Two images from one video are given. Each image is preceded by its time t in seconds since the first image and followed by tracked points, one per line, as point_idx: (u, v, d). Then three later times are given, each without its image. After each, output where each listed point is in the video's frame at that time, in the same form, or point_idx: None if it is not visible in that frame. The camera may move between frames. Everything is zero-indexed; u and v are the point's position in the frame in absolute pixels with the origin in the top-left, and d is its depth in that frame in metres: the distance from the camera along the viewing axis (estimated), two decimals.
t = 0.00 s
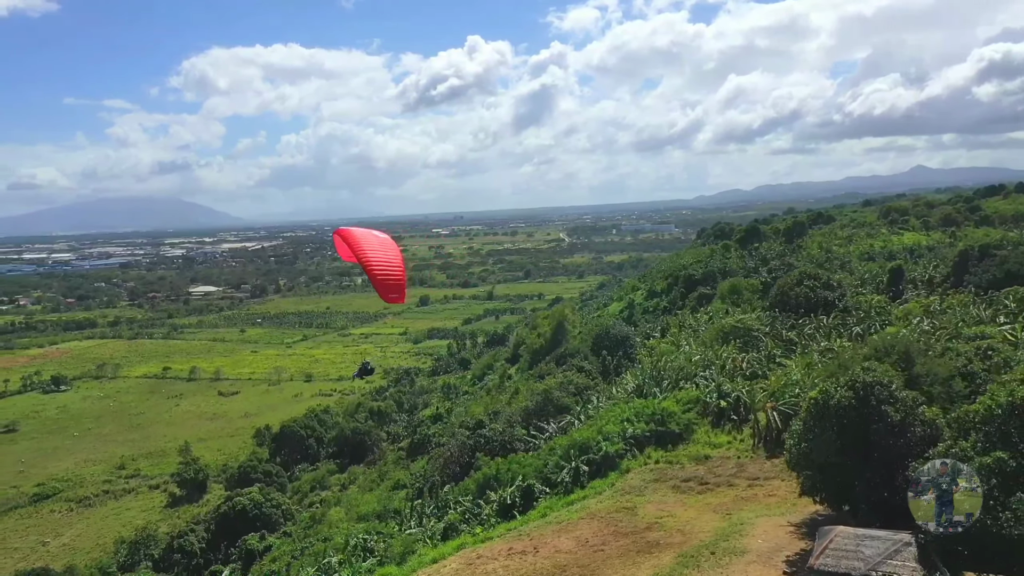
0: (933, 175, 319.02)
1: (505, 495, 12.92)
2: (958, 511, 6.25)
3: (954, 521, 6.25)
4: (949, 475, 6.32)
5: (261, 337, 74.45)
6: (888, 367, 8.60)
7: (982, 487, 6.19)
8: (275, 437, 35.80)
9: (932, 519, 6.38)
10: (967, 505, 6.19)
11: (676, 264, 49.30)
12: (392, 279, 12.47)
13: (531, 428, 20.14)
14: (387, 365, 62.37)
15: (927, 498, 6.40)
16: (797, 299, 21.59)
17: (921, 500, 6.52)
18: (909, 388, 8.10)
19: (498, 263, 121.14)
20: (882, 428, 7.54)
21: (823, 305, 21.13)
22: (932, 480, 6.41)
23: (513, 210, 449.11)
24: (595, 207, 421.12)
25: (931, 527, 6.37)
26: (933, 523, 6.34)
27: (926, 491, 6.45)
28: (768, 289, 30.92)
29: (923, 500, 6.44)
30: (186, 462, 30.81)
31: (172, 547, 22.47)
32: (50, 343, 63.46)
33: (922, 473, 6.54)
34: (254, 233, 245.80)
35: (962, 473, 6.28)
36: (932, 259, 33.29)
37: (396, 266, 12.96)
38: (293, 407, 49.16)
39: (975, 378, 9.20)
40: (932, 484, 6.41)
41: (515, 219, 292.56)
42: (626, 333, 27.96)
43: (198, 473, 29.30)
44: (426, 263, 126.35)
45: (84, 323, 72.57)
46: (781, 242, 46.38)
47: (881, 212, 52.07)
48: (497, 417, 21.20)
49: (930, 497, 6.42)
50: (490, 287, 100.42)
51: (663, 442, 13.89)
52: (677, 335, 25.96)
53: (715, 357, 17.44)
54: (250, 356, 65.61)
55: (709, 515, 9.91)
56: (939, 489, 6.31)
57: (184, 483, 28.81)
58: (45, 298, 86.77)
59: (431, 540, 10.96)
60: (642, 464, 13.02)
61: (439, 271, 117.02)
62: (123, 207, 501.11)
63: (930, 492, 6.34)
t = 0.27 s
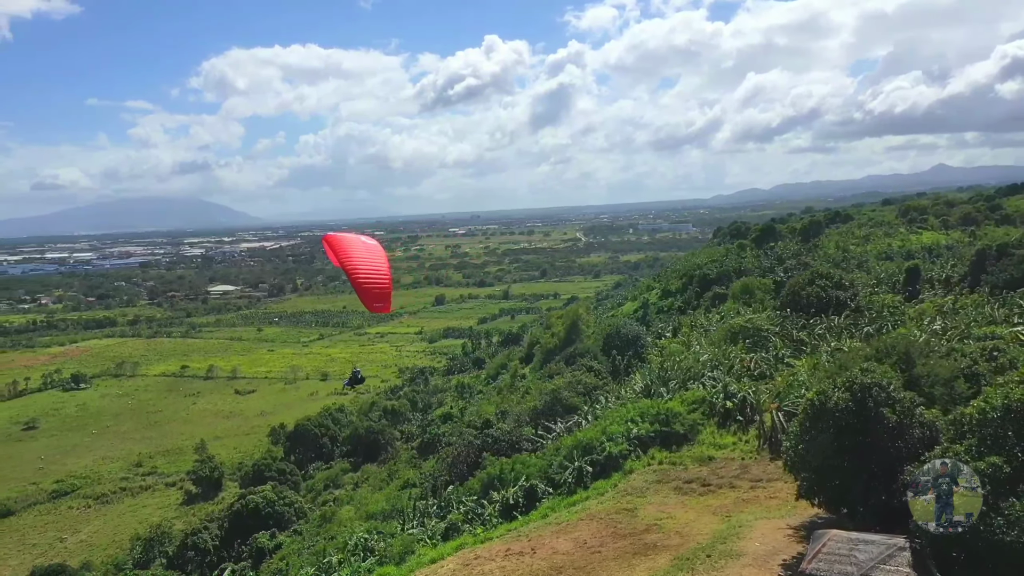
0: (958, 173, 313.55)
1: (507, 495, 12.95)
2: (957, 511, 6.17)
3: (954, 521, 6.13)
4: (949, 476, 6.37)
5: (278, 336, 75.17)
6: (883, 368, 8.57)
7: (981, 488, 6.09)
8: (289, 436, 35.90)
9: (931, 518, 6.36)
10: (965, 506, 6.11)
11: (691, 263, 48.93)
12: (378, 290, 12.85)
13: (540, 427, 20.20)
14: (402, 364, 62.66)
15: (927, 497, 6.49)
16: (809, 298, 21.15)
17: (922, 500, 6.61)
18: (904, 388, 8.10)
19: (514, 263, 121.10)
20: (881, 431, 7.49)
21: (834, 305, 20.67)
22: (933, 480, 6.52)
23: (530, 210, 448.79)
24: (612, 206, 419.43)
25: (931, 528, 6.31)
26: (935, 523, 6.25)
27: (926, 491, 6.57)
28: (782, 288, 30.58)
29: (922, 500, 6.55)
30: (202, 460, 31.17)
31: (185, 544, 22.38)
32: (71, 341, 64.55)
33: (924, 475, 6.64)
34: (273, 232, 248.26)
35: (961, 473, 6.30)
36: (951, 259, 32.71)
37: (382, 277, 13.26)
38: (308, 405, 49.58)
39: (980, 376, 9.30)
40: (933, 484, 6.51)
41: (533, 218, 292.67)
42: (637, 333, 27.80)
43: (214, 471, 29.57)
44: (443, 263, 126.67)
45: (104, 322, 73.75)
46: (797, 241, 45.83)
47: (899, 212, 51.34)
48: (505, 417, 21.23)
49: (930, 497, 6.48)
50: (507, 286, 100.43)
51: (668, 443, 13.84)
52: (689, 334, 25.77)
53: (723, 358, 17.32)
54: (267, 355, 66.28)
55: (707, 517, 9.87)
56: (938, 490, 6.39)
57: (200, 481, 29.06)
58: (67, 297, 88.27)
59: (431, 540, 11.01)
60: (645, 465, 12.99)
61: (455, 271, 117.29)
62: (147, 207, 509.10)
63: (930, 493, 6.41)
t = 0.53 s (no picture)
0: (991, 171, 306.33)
1: (516, 496, 12.92)
2: (957, 511, 5.96)
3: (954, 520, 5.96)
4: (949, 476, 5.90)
5: (301, 334, 76.10)
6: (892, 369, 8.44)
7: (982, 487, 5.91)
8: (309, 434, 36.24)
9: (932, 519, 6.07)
10: (966, 506, 5.90)
11: (711, 263, 48.48)
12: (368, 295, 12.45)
13: (553, 427, 20.21)
14: (422, 363, 63.03)
15: (928, 498, 6.06)
16: (826, 298, 20.70)
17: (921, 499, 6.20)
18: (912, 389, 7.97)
19: (536, 262, 121.07)
20: (887, 434, 7.37)
21: (852, 306, 20.28)
22: (932, 480, 5.99)
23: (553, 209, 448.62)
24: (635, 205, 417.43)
25: (931, 527, 6.06)
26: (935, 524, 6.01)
27: (925, 491, 6.13)
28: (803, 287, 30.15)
29: (922, 500, 6.14)
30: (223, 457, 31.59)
31: (205, 540, 22.58)
32: (99, 339, 65.97)
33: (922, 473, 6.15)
34: (299, 232, 251.39)
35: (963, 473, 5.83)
36: (978, 258, 31.98)
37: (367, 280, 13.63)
38: (329, 404, 50.10)
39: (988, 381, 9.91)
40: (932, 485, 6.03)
41: (555, 218, 292.49)
42: (654, 333, 27.61)
43: (235, 468, 29.86)
44: (465, 262, 127.12)
45: (131, 321, 75.26)
46: (820, 241, 45.17)
47: (925, 210, 50.38)
48: (519, 417, 21.25)
49: (930, 497, 6.07)
50: (528, 285, 100.44)
51: (678, 444, 13.75)
52: (706, 334, 25.55)
53: (737, 359, 17.13)
54: (290, 353, 67.12)
55: (714, 520, 9.80)
56: (940, 492, 5.92)
57: (221, 478, 29.39)
58: (96, 296, 90.21)
59: (436, 541, 11.05)
60: (655, 466, 12.92)
61: (477, 270, 117.63)
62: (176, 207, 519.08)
63: (931, 495, 5.98)
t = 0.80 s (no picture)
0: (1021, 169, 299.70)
1: (525, 496, 12.92)
2: (957, 511, 5.99)
3: (954, 520, 5.98)
4: (949, 475, 6.03)
5: (320, 333, 76.86)
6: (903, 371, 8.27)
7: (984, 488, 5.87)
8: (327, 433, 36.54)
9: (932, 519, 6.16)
10: (966, 506, 5.92)
11: (729, 263, 48.05)
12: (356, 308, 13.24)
13: (566, 427, 20.22)
14: (440, 362, 63.32)
15: (929, 497, 6.21)
16: (843, 300, 20.46)
17: (923, 501, 6.34)
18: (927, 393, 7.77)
19: (555, 262, 120.95)
20: (890, 438, 7.25)
21: (869, 305, 19.99)
22: (933, 480, 6.20)
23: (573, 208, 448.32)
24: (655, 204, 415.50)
25: (932, 527, 6.13)
26: (935, 522, 6.07)
27: (927, 490, 6.27)
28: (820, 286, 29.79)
29: (924, 500, 6.26)
30: (241, 455, 31.93)
31: (222, 538, 22.80)
32: (121, 338, 67.15)
33: (924, 473, 6.32)
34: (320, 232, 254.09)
35: (963, 473, 5.97)
36: (1003, 258, 31.31)
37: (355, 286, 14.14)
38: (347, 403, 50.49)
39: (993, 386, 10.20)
40: (934, 484, 6.19)
41: (576, 218, 291.57)
42: (669, 332, 27.44)
43: (253, 466, 30.15)
44: (484, 262, 127.40)
45: (153, 319, 76.51)
46: (840, 240, 44.53)
47: (948, 209, 49.48)
48: (531, 417, 21.27)
49: (931, 497, 6.21)
50: (547, 285, 100.35)
51: (689, 446, 13.66)
52: (721, 335, 25.35)
53: (750, 360, 16.98)
54: (310, 352, 67.83)
55: (720, 523, 9.74)
56: (938, 491, 6.08)
57: (240, 476, 29.75)
58: (119, 295, 91.82)
59: (441, 542, 11.12)
60: (665, 468, 12.85)
61: (496, 270, 117.79)
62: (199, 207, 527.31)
63: (932, 493, 6.12)
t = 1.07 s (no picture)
0: None
1: (536, 497, 12.91)
2: (958, 511, 6.05)
3: (954, 521, 6.07)
4: (950, 476, 6.11)
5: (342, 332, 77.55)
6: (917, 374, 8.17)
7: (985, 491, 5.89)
8: (347, 431, 36.84)
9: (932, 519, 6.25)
10: (967, 506, 5.98)
11: (751, 262, 47.50)
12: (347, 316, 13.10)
13: (581, 427, 20.17)
14: (461, 361, 63.53)
15: (928, 497, 6.26)
16: (864, 300, 20.10)
17: (920, 500, 6.42)
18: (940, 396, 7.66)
19: (576, 261, 120.68)
20: (902, 442, 7.17)
21: (891, 305, 19.64)
22: (933, 479, 6.25)
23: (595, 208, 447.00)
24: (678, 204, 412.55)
25: (933, 528, 6.22)
26: (935, 524, 6.16)
27: (926, 490, 6.32)
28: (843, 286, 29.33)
29: (924, 501, 6.33)
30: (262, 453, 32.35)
31: (242, 535, 23.06)
32: (147, 336, 68.36)
33: (924, 473, 6.33)
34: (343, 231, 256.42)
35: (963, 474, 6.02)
36: None
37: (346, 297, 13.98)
38: (367, 401, 50.87)
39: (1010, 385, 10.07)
40: (934, 484, 6.23)
41: (598, 217, 290.29)
42: (687, 333, 27.21)
43: (273, 464, 30.57)
44: (505, 261, 127.62)
45: (179, 318, 77.79)
46: (865, 239, 43.76)
47: (977, 207, 48.34)
48: (547, 417, 21.25)
49: (931, 497, 6.26)
50: (568, 284, 100.16)
51: (702, 448, 13.52)
52: (740, 335, 25.09)
53: (767, 361, 16.80)
54: (332, 350, 68.49)
55: (729, 527, 9.65)
56: (939, 490, 6.14)
57: (261, 473, 30.16)
58: (146, 293, 93.52)
59: (451, 543, 11.16)
60: (678, 470, 12.75)
61: (517, 269, 117.88)
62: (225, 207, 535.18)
63: (933, 494, 6.17)
